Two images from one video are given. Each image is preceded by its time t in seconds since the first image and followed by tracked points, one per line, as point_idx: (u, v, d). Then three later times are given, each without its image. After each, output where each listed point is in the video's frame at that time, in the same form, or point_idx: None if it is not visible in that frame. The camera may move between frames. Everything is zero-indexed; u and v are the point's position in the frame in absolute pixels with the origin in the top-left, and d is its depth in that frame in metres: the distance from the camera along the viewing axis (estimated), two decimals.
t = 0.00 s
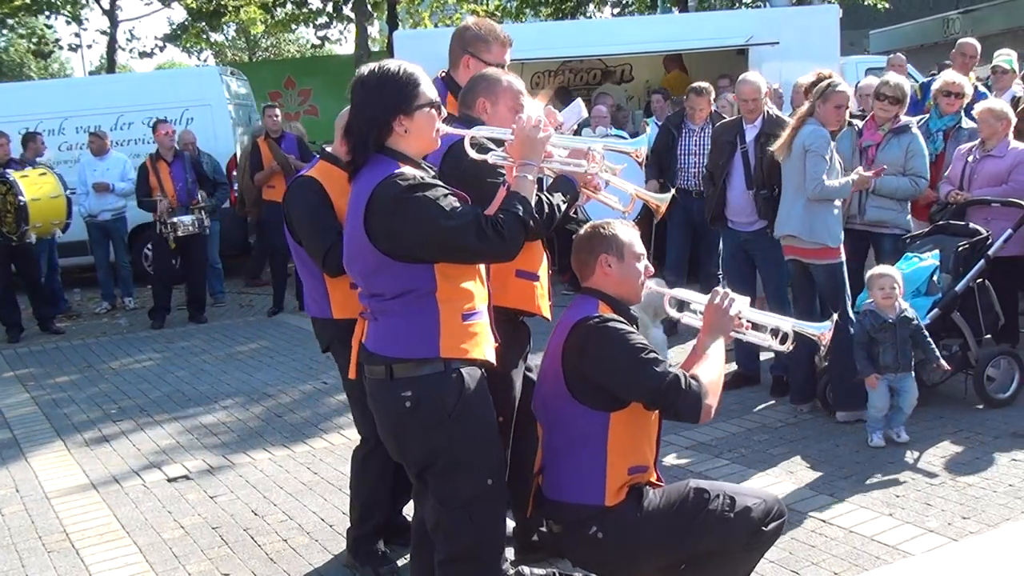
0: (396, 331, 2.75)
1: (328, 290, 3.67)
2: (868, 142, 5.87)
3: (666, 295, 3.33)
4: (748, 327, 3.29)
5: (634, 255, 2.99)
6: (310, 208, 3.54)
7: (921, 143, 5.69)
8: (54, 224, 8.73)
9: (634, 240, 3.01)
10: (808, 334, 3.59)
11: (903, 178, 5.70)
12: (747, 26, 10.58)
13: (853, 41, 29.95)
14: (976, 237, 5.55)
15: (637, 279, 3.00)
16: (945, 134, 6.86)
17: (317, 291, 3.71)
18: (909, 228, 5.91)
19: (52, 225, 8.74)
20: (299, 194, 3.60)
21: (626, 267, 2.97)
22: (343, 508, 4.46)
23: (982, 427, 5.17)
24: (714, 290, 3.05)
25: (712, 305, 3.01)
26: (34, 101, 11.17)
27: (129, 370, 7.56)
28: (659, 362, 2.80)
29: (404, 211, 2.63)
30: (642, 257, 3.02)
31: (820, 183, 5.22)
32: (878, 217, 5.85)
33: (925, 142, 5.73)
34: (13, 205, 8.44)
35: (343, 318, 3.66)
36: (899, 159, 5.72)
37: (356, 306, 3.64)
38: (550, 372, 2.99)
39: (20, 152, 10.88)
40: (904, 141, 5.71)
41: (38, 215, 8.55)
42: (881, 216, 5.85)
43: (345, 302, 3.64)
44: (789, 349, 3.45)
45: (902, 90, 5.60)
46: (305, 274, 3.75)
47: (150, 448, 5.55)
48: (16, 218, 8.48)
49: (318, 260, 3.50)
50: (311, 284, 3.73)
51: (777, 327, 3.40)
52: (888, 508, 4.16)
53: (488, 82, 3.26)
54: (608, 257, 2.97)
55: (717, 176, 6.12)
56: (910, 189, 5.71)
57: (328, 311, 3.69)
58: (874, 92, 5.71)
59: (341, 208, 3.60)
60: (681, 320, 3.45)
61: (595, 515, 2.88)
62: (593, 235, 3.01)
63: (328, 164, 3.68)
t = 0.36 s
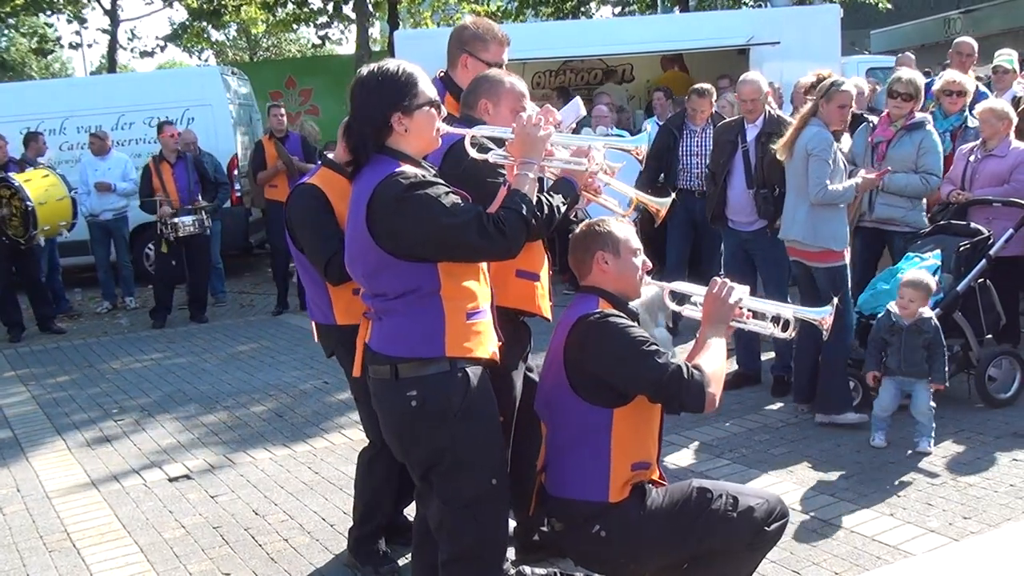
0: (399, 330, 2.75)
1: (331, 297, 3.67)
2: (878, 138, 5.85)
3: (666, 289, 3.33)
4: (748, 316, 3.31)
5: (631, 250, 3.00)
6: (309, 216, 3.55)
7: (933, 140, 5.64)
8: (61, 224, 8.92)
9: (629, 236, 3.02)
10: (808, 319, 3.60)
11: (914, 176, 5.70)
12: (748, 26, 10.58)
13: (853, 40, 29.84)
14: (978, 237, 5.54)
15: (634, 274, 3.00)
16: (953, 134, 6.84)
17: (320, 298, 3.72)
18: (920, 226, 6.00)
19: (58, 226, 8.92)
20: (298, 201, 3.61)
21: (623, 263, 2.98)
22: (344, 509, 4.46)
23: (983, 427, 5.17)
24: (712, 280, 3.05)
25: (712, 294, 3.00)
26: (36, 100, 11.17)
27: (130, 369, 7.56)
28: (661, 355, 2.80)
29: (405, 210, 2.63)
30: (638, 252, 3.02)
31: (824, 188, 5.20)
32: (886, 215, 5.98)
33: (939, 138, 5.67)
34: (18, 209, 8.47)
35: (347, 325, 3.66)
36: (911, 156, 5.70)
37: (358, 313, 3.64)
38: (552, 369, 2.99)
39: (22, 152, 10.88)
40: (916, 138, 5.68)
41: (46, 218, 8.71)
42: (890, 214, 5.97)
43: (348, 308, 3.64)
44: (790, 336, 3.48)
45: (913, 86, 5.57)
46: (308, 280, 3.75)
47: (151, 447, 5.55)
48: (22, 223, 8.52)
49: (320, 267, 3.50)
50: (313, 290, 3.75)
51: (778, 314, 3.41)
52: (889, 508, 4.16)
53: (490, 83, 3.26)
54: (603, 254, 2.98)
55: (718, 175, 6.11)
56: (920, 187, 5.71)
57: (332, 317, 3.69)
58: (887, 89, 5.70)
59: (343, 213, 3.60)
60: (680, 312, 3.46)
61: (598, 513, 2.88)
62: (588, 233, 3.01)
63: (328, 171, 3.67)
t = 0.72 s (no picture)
0: (407, 330, 2.75)
1: (333, 298, 3.68)
2: (890, 139, 5.85)
3: (671, 293, 3.35)
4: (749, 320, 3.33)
5: (637, 253, 2.99)
6: (312, 218, 3.55)
7: (944, 142, 5.63)
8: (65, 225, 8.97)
9: (637, 239, 3.02)
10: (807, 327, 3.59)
11: (924, 178, 5.73)
12: (749, 26, 10.57)
13: (855, 40, 29.76)
14: (980, 237, 5.54)
15: (640, 277, 3.00)
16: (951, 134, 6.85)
17: (322, 299, 3.73)
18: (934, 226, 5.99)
19: (61, 227, 8.95)
20: (300, 203, 3.60)
21: (629, 264, 2.98)
22: (345, 508, 4.45)
23: (985, 427, 5.16)
24: (717, 283, 3.07)
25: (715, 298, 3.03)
26: (37, 100, 11.18)
27: (132, 369, 7.57)
28: (664, 353, 2.80)
29: (413, 209, 2.63)
30: (644, 254, 3.02)
31: (829, 193, 5.18)
32: (898, 217, 6.00)
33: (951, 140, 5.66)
34: (21, 212, 8.47)
35: (350, 327, 3.67)
36: (921, 158, 5.72)
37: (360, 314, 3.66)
38: (556, 369, 2.99)
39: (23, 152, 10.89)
40: (927, 139, 5.67)
41: (50, 220, 8.73)
42: (901, 216, 5.99)
43: (350, 310, 3.65)
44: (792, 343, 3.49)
45: (928, 88, 5.51)
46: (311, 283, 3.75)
47: (153, 447, 5.55)
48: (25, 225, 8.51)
49: (321, 269, 3.50)
50: (315, 291, 3.75)
51: (780, 321, 3.41)
52: (890, 508, 4.16)
53: (490, 84, 3.26)
54: (610, 255, 2.97)
55: (719, 175, 6.12)
56: (930, 189, 5.75)
57: (334, 318, 3.69)
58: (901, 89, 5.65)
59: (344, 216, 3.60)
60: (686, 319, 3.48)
61: (599, 511, 2.88)
62: (596, 234, 3.01)
63: (330, 173, 3.65)
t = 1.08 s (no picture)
0: (416, 331, 2.75)
1: (334, 298, 3.68)
2: (901, 137, 5.90)
3: (677, 299, 3.33)
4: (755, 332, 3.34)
5: (647, 256, 2.99)
6: (312, 221, 3.55)
7: (955, 139, 5.65)
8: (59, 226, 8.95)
9: (647, 242, 3.00)
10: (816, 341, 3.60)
11: (936, 176, 5.74)
12: (751, 26, 10.55)
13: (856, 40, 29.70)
14: (981, 237, 5.53)
15: (648, 279, 3.00)
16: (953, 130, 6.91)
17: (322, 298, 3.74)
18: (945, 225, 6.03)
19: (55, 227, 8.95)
20: (300, 204, 3.60)
21: (638, 267, 2.97)
22: (347, 508, 4.46)
23: (986, 427, 5.16)
24: (724, 294, 3.07)
25: (722, 309, 3.04)
26: (38, 99, 11.17)
27: (133, 369, 7.58)
28: (669, 360, 2.81)
29: (426, 210, 2.64)
30: (654, 258, 3.02)
31: (816, 195, 5.19)
32: (910, 216, 6.04)
33: (962, 136, 5.67)
34: (15, 212, 8.46)
35: (351, 326, 3.66)
36: (932, 155, 5.74)
37: (361, 313, 3.65)
38: (557, 372, 2.97)
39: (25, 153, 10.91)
40: (938, 137, 5.70)
41: (43, 219, 8.73)
42: (913, 215, 6.03)
43: (352, 309, 3.64)
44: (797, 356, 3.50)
45: (937, 83, 5.54)
46: (313, 282, 3.76)
47: (155, 447, 5.56)
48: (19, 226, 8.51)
49: (322, 269, 3.50)
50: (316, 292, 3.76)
51: (785, 334, 3.42)
52: (892, 508, 4.16)
53: (490, 84, 3.25)
54: (619, 257, 2.97)
55: (721, 174, 6.13)
56: (942, 188, 5.75)
57: (336, 317, 3.69)
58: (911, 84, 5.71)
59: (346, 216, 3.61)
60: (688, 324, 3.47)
61: (598, 512, 2.88)
62: (606, 235, 3.00)
63: (331, 172, 3.65)
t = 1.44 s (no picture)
0: (428, 333, 2.75)
1: (335, 298, 3.68)
2: (912, 137, 5.93)
3: (683, 301, 3.32)
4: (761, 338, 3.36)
5: (658, 258, 2.99)
6: (313, 219, 3.55)
7: (966, 139, 5.66)
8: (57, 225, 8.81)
9: (658, 243, 3.00)
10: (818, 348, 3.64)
11: (947, 176, 5.75)
12: (753, 26, 10.55)
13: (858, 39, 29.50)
14: (982, 236, 5.51)
15: (658, 280, 3.00)
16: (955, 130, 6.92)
17: (323, 296, 3.73)
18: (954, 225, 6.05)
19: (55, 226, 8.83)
20: (302, 202, 3.60)
21: (648, 268, 2.97)
22: (349, 507, 4.46)
23: (988, 427, 5.16)
24: (731, 301, 3.08)
25: (730, 314, 3.04)
26: (39, 99, 11.18)
27: (135, 368, 7.59)
28: (676, 363, 2.80)
29: (440, 210, 2.64)
30: (665, 260, 3.02)
31: (790, 198, 5.18)
32: (919, 217, 6.05)
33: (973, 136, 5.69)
34: (12, 212, 8.44)
35: (352, 325, 3.65)
36: (943, 155, 5.75)
37: (362, 313, 3.64)
38: (564, 372, 2.97)
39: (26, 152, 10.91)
40: (949, 137, 5.72)
41: (40, 218, 8.60)
42: (924, 215, 6.03)
43: (354, 309, 3.64)
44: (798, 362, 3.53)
45: (948, 82, 5.64)
46: (314, 281, 3.76)
47: (156, 447, 5.56)
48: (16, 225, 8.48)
49: (324, 267, 3.50)
50: (316, 290, 3.76)
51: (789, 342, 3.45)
52: (893, 508, 4.16)
53: (491, 83, 3.24)
54: (630, 257, 2.96)
55: (723, 174, 6.14)
56: (953, 187, 5.76)
57: (336, 316, 3.68)
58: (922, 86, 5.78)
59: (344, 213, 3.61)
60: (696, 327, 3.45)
61: (600, 510, 2.88)
62: (618, 234, 2.99)
63: (333, 170, 3.65)
